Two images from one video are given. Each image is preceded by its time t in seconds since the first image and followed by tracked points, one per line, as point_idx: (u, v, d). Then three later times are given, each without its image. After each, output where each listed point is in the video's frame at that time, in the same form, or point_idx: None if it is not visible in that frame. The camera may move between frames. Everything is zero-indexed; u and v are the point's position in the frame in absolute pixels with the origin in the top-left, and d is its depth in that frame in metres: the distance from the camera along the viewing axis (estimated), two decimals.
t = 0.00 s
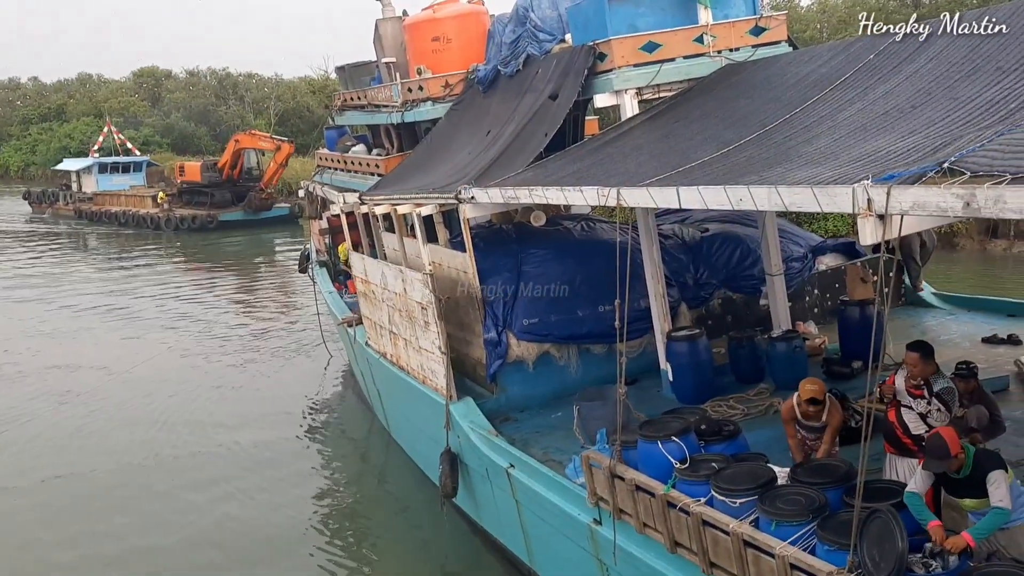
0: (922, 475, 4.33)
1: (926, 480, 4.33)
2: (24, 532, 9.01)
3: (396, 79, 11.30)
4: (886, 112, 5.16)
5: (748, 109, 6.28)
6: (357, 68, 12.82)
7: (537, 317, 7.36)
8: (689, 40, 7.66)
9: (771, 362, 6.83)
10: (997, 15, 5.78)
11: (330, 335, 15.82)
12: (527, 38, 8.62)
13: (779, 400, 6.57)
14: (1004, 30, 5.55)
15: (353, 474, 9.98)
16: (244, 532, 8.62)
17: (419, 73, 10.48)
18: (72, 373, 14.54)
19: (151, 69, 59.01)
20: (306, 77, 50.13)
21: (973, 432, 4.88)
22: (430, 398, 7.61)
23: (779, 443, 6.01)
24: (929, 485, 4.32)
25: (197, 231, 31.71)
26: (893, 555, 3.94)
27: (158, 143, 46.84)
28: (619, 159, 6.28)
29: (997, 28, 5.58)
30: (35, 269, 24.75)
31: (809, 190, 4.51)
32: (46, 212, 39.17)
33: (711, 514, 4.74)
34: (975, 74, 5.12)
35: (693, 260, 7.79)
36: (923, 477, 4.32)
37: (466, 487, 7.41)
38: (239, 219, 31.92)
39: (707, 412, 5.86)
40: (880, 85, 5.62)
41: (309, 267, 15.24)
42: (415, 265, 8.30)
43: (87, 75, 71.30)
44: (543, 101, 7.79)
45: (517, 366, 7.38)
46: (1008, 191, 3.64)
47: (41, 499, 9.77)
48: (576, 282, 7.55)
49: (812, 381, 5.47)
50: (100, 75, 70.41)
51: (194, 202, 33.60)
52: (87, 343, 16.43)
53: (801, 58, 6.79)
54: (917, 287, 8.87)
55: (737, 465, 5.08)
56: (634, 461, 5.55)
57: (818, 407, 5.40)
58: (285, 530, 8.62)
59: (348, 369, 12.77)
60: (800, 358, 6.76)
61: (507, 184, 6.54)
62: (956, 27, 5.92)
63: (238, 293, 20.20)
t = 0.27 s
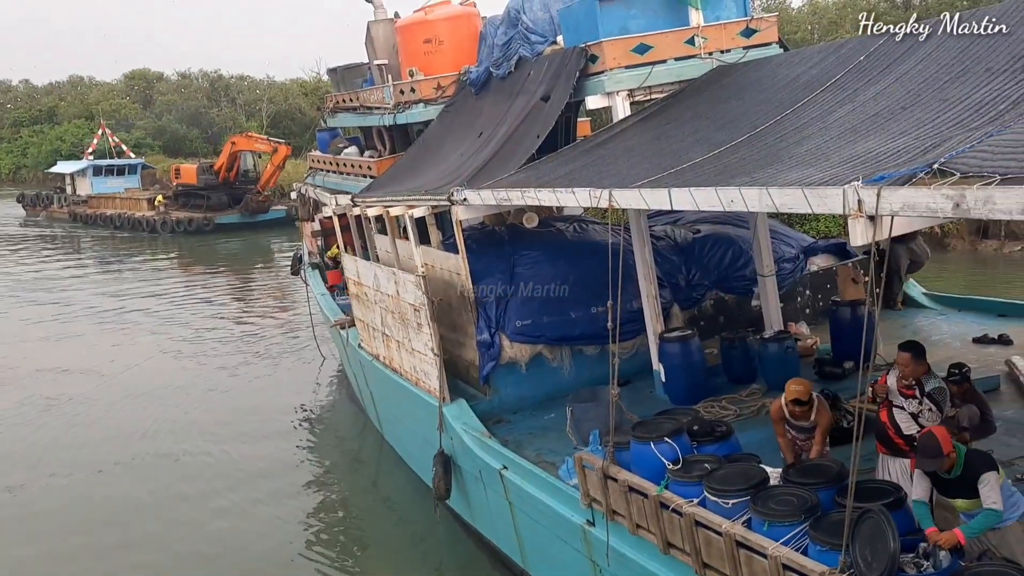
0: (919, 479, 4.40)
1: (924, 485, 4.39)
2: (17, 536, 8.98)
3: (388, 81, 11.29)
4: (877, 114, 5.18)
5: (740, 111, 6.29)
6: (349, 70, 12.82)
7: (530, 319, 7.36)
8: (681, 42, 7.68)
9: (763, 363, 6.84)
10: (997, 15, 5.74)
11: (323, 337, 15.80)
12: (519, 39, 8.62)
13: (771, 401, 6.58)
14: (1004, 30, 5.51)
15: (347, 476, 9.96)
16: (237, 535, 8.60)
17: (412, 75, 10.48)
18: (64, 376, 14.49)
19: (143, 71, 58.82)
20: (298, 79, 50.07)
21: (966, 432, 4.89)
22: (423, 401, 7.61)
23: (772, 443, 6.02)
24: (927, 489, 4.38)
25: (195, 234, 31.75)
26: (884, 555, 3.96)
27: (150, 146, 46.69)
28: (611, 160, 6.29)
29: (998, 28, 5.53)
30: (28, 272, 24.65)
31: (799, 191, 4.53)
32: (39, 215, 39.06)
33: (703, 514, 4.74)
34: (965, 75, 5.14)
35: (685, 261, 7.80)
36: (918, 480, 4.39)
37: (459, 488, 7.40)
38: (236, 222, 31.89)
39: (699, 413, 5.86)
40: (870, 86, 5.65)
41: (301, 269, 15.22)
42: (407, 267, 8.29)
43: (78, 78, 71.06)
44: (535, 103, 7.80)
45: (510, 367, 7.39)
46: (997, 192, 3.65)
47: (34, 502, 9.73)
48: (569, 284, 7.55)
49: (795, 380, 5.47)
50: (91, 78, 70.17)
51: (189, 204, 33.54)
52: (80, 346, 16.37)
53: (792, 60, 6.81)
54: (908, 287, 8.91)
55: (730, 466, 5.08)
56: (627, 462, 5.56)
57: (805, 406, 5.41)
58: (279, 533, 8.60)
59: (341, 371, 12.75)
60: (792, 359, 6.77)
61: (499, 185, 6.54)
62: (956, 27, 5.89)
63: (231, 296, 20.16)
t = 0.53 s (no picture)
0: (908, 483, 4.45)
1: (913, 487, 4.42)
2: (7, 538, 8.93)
3: (378, 82, 11.27)
4: (865, 114, 5.20)
5: (729, 111, 6.31)
6: (339, 70, 12.80)
7: (521, 320, 7.36)
8: (671, 43, 7.70)
9: (753, 362, 6.85)
10: (998, 15, 5.68)
11: (314, 338, 15.76)
12: (509, 40, 8.59)
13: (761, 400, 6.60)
14: (1005, 30, 5.45)
15: (338, 477, 9.94)
16: (228, 536, 8.58)
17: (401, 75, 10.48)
18: (55, 378, 14.41)
19: (131, 72, 58.54)
20: (288, 80, 49.98)
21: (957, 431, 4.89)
22: (414, 401, 7.60)
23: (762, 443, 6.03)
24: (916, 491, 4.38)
25: (188, 235, 31.67)
26: (874, 555, 3.98)
27: (139, 147, 46.49)
28: (601, 161, 6.30)
29: (998, 28, 5.48)
30: (17, 274, 24.51)
31: (788, 192, 4.56)
32: (30, 216, 38.88)
33: (693, 514, 4.76)
34: (953, 76, 5.17)
35: (675, 262, 7.82)
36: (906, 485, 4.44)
37: (449, 489, 7.40)
38: (231, 223, 31.84)
39: (690, 413, 5.87)
40: (858, 87, 5.67)
41: (291, 270, 15.19)
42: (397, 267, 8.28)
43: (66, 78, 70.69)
44: (525, 103, 7.81)
45: (501, 368, 7.39)
46: (985, 192, 3.68)
47: (23, 505, 9.67)
48: (560, 284, 7.55)
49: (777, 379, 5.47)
50: (79, 78, 69.81)
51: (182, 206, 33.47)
52: (70, 348, 16.28)
53: (780, 61, 6.84)
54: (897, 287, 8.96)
55: (720, 465, 5.10)
56: (617, 462, 5.56)
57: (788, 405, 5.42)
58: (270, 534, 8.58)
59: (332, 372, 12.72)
60: (782, 359, 6.80)
61: (489, 186, 6.54)
62: (957, 27, 5.83)
63: (222, 297, 20.09)
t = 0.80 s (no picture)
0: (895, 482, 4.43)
1: (899, 485, 4.43)
2: None
3: (367, 81, 11.24)
4: (852, 115, 5.22)
5: (717, 111, 6.33)
6: (327, 69, 12.77)
7: (509, 319, 7.37)
8: (659, 42, 7.71)
9: (741, 362, 6.88)
10: (999, 15, 5.61)
11: (303, 338, 15.71)
12: (498, 40, 8.56)
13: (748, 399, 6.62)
14: (1004, 30, 5.39)
15: (326, 477, 9.91)
16: (217, 536, 8.54)
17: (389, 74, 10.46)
18: (42, 378, 14.30)
19: (118, 71, 58.20)
20: (277, 79, 49.82)
21: (941, 429, 4.93)
22: (402, 400, 7.59)
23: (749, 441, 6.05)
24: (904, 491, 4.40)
25: (178, 235, 31.52)
26: (861, 552, 4.01)
27: (126, 146, 46.21)
28: (590, 160, 6.30)
29: (997, 28, 5.43)
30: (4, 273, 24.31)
31: (775, 191, 4.58)
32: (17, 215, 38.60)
33: (681, 512, 4.78)
34: (939, 76, 5.20)
35: (664, 261, 7.83)
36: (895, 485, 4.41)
37: (438, 488, 7.39)
38: (225, 222, 31.69)
39: (678, 411, 5.88)
40: (845, 87, 5.70)
41: (279, 269, 15.14)
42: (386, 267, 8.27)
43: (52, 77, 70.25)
44: (513, 103, 7.81)
45: (490, 367, 7.39)
46: (971, 192, 3.71)
47: (10, 506, 9.59)
48: (548, 283, 7.55)
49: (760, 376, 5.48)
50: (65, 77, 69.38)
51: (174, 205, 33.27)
52: (57, 348, 16.16)
53: (768, 61, 6.86)
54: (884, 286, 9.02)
55: (707, 463, 5.12)
56: (605, 461, 5.57)
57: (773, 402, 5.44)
58: (259, 535, 8.55)
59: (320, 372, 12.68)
60: (769, 358, 6.82)
61: (478, 185, 6.54)
62: (957, 28, 5.75)
63: (210, 297, 19.99)
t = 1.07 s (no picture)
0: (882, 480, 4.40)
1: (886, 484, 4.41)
2: None
3: (354, 80, 11.20)
4: (837, 115, 5.25)
5: (704, 111, 6.34)
6: (314, 68, 12.72)
7: (497, 318, 7.37)
8: (646, 43, 7.74)
9: (728, 361, 6.90)
10: (998, 15, 5.53)
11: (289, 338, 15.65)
12: (484, 39, 8.57)
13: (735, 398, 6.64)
14: (1005, 30, 5.31)
15: (312, 478, 9.87)
16: (203, 538, 8.49)
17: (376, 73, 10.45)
18: (26, 379, 14.19)
19: (104, 69, 57.81)
20: (263, 78, 49.61)
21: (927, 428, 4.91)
22: (389, 400, 7.57)
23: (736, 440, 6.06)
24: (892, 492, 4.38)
25: (167, 234, 31.36)
26: (847, 551, 4.04)
27: (112, 145, 45.90)
28: (577, 160, 6.30)
29: (997, 27, 5.36)
30: None
31: (762, 190, 4.60)
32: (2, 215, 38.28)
33: (668, 511, 4.79)
34: (924, 76, 5.23)
35: (650, 261, 7.86)
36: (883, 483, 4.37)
37: (425, 488, 7.38)
38: (213, 222, 31.47)
39: (665, 410, 5.88)
40: (830, 88, 5.73)
41: (266, 269, 15.09)
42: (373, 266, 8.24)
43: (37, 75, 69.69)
44: (500, 102, 7.80)
45: (477, 367, 7.38)
46: (955, 192, 3.75)
47: None
48: (535, 283, 7.54)
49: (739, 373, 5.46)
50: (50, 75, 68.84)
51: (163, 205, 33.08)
52: (41, 348, 16.03)
53: (755, 61, 6.88)
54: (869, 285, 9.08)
55: (694, 463, 5.13)
56: (592, 460, 5.57)
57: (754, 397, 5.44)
58: (245, 536, 8.51)
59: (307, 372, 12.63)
60: (755, 357, 6.87)
61: (465, 185, 6.53)
62: (958, 28, 5.62)
63: (197, 297, 19.88)
